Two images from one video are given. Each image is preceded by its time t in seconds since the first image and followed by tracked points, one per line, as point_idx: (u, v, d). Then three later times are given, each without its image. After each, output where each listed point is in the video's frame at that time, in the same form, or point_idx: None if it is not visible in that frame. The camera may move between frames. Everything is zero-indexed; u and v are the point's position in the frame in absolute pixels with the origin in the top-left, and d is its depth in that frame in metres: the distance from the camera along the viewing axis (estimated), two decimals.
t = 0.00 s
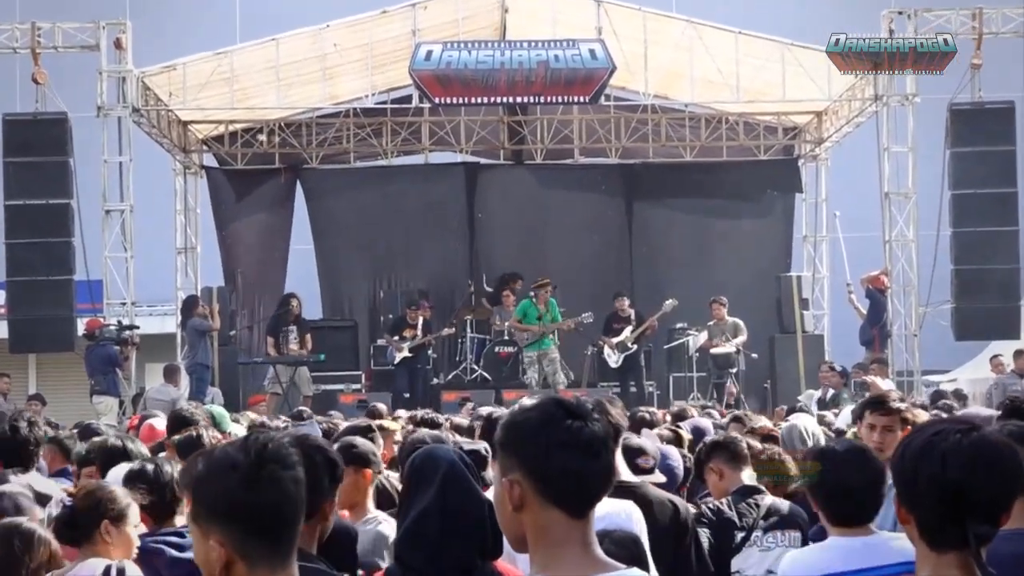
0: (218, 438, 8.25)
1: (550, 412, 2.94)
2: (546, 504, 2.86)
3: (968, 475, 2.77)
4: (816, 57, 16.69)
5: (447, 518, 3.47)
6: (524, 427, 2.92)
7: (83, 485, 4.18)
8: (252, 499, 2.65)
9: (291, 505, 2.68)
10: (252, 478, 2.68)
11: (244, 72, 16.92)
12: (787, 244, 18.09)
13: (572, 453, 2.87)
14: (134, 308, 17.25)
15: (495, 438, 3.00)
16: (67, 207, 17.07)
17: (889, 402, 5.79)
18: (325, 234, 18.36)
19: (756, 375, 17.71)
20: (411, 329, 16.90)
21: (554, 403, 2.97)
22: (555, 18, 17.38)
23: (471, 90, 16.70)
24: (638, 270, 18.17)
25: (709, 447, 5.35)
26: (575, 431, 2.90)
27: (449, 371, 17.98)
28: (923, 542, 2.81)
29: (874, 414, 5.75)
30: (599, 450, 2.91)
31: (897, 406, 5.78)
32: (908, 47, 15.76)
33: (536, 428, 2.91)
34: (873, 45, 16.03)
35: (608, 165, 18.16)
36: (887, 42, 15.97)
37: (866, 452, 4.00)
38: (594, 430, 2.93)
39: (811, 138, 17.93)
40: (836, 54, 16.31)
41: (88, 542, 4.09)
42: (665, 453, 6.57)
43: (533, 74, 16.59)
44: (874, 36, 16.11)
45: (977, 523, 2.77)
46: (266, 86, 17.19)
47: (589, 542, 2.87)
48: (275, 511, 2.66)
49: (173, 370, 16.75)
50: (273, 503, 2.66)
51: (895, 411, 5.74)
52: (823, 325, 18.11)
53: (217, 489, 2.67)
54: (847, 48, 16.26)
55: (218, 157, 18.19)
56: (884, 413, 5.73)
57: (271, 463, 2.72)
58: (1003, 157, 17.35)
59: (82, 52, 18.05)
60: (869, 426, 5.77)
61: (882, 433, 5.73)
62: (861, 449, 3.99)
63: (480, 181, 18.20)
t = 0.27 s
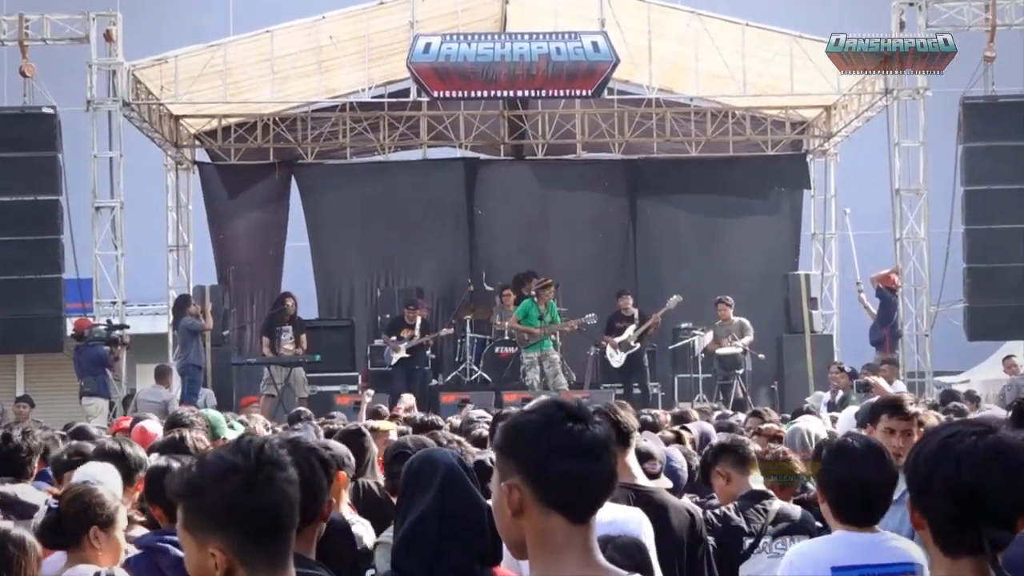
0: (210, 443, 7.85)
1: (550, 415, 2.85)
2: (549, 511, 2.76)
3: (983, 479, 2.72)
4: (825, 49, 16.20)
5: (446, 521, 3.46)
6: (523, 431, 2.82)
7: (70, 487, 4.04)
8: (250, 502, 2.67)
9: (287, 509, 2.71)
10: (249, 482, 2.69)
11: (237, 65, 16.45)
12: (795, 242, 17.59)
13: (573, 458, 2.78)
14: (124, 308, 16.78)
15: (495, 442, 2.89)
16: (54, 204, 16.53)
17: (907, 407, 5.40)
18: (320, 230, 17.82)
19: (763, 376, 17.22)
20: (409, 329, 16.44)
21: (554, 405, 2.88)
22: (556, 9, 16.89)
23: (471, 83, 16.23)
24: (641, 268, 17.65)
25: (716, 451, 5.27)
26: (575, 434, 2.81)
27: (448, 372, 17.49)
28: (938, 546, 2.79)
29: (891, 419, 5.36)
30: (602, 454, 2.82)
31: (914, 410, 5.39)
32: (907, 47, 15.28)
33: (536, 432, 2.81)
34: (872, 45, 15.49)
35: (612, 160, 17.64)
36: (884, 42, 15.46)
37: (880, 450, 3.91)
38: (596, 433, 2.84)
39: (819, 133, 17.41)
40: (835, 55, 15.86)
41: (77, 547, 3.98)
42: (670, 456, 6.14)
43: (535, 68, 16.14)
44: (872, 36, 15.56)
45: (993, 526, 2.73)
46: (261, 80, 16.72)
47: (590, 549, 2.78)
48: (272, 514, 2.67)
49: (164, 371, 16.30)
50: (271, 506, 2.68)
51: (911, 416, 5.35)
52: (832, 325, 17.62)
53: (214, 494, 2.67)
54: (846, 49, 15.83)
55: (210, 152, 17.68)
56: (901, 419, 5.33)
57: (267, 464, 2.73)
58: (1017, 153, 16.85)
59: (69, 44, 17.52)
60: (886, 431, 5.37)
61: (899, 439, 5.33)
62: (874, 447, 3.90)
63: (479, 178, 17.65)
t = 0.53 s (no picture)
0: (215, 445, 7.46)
1: (544, 419, 2.77)
2: (546, 517, 2.68)
3: (999, 484, 2.59)
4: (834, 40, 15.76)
5: (442, 525, 3.96)
6: (517, 436, 2.74)
7: (63, 490, 3.87)
8: (248, 506, 2.53)
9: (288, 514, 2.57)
10: (246, 485, 2.55)
11: (229, 57, 15.97)
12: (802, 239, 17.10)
13: (569, 462, 2.70)
14: (113, 307, 16.30)
15: (488, 448, 2.81)
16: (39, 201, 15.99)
17: (913, 411, 5.04)
18: (314, 228, 17.27)
19: (769, 377, 16.74)
20: (406, 330, 15.97)
21: (549, 409, 2.79)
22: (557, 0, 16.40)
23: (470, 76, 15.77)
24: (644, 266, 17.15)
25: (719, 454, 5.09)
26: (571, 438, 2.73)
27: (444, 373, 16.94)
28: (950, 553, 2.65)
29: (895, 424, 5.00)
30: (599, 458, 2.74)
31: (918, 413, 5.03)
32: (908, 47, 14.87)
33: (530, 437, 2.74)
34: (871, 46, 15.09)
35: (614, 155, 17.14)
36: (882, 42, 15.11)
37: (874, 457, 3.69)
38: (592, 435, 2.77)
39: (828, 127, 16.90)
40: (836, 54, 15.48)
41: (69, 554, 3.82)
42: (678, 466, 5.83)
43: (535, 60, 15.68)
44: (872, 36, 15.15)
45: (1009, 533, 2.59)
46: (253, 73, 16.24)
47: (589, 555, 2.71)
48: (272, 517, 2.54)
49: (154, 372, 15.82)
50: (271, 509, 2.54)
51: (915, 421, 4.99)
52: (839, 325, 17.14)
53: (209, 497, 2.53)
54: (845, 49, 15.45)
55: (201, 147, 17.18)
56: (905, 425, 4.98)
57: (265, 466, 2.60)
58: None
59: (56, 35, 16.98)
60: (889, 437, 5.02)
61: (906, 446, 4.98)
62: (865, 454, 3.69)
63: (478, 175, 17.11)
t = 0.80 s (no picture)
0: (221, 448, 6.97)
1: (543, 420, 2.62)
2: (546, 522, 2.54)
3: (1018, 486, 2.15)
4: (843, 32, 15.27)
5: (441, 531, 3.79)
6: (517, 439, 2.60)
7: (59, 494, 3.40)
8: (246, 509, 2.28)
9: (283, 522, 2.32)
10: (239, 486, 2.30)
11: (221, 49, 15.51)
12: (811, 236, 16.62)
13: (571, 465, 2.56)
14: (102, 305, 15.87)
15: (487, 452, 2.67)
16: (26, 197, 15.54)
17: (912, 413, 4.69)
18: (308, 223, 16.73)
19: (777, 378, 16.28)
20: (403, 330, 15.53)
21: (548, 410, 2.64)
22: None
23: (469, 69, 15.31)
24: (649, 264, 16.66)
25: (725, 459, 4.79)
26: (573, 440, 2.58)
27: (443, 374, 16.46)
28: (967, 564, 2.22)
29: (894, 429, 4.67)
30: (601, 459, 2.60)
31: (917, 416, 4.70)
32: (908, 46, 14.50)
33: (530, 438, 2.59)
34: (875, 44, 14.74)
35: (618, 150, 16.62)
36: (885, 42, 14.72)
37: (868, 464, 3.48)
38: (594, 437, 2.61)
39: (837, 121, 16.40)
40: (835, 55, 15.12)
41: (62, 562, 3.34)
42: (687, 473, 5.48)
43: (536, 52, 15.22)
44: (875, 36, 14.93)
45: None
46: (246, 65, 15.77)
47: (591, 561, 2.58)
48: (272, 521, 2.30)
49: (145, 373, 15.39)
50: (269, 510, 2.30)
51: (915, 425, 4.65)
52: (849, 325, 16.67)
53: (197, 497, 2.29)
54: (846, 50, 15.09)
55: (193, 141, 16.69)
56: (906, 429, 4.65)
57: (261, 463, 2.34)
58: None
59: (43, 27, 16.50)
60: (888, 442, 4.68)
61: (906, 450, 4.64)
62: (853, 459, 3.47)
63: (478, 169, 16.66)
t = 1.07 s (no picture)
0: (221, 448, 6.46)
1: (544, 421, 2.53)
2: (547, 526, 2.46)
3: None
4: (851, 23, 14.88)
5: (440, 537, 3.21)
6: (518, 440, 2.50)
7: (55, 500, 3.38)
8: (236, 518, 2.21)
9: (270, 524, 2.23)
10: (224, 493, 2.23)
11: (213, 41, 15.05)
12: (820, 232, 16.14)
13: (574, 467, 2.47)
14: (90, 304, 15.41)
15: (485, 454, 2.57)
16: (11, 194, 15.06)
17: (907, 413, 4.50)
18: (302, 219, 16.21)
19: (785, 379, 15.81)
20: (400, 330, 15.07)
21: (550, 411, 2.56)
22: None
23: (468, 60, 14.86)
24: (653, 261, 16.17)
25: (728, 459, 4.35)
26: (576, 442, 2.50)
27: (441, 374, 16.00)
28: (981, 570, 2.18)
29: (888, 431, 4.47)
30: (603, 462, 2.51)
31: (915, 415, 4.51)
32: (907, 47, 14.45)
33: (531, 440, 2.50)
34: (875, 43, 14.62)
35: (621, 144, 16.14)
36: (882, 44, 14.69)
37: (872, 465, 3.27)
38: (597, 439, 2.53)
39: (847, 115, 15.93)
40: (835, 55, 14.84)
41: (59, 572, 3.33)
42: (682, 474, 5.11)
43: (537, 43, 14.77)
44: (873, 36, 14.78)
45: None
46: (239, 57, 15.31)
47: (593, 566, 2.49)
48: (263, 527, 2.22)
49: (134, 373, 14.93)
50: (261, 517, 2.22)
51: (913, 426, 4.45)
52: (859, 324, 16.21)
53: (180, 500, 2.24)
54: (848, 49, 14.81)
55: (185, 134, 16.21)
56: (902, 430, 4.45)
57: (249, 467, 2.27)
58: None
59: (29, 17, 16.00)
60: (883, 446, 4.49)
61: (900, 455, 4.45)
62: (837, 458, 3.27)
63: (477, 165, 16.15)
